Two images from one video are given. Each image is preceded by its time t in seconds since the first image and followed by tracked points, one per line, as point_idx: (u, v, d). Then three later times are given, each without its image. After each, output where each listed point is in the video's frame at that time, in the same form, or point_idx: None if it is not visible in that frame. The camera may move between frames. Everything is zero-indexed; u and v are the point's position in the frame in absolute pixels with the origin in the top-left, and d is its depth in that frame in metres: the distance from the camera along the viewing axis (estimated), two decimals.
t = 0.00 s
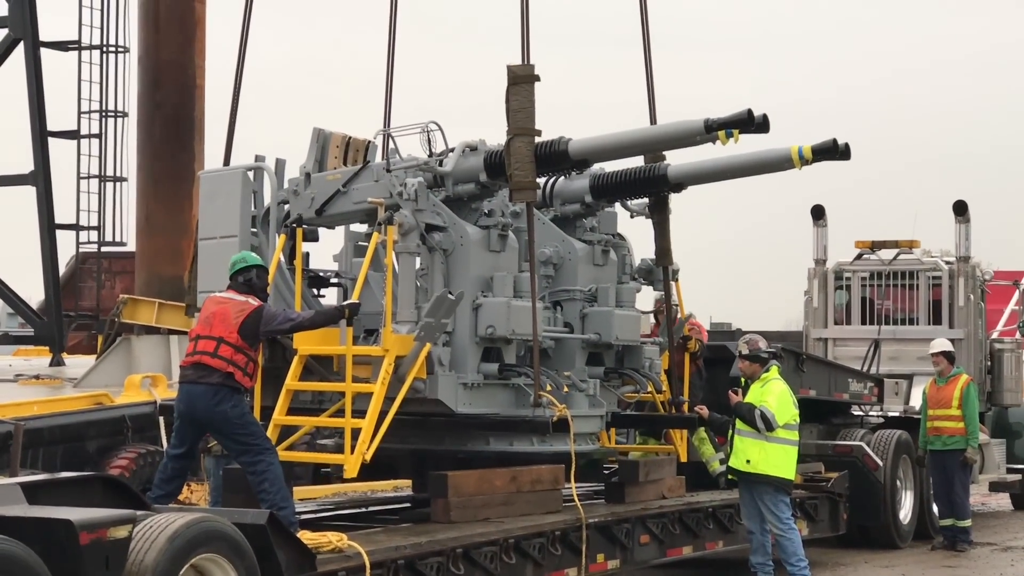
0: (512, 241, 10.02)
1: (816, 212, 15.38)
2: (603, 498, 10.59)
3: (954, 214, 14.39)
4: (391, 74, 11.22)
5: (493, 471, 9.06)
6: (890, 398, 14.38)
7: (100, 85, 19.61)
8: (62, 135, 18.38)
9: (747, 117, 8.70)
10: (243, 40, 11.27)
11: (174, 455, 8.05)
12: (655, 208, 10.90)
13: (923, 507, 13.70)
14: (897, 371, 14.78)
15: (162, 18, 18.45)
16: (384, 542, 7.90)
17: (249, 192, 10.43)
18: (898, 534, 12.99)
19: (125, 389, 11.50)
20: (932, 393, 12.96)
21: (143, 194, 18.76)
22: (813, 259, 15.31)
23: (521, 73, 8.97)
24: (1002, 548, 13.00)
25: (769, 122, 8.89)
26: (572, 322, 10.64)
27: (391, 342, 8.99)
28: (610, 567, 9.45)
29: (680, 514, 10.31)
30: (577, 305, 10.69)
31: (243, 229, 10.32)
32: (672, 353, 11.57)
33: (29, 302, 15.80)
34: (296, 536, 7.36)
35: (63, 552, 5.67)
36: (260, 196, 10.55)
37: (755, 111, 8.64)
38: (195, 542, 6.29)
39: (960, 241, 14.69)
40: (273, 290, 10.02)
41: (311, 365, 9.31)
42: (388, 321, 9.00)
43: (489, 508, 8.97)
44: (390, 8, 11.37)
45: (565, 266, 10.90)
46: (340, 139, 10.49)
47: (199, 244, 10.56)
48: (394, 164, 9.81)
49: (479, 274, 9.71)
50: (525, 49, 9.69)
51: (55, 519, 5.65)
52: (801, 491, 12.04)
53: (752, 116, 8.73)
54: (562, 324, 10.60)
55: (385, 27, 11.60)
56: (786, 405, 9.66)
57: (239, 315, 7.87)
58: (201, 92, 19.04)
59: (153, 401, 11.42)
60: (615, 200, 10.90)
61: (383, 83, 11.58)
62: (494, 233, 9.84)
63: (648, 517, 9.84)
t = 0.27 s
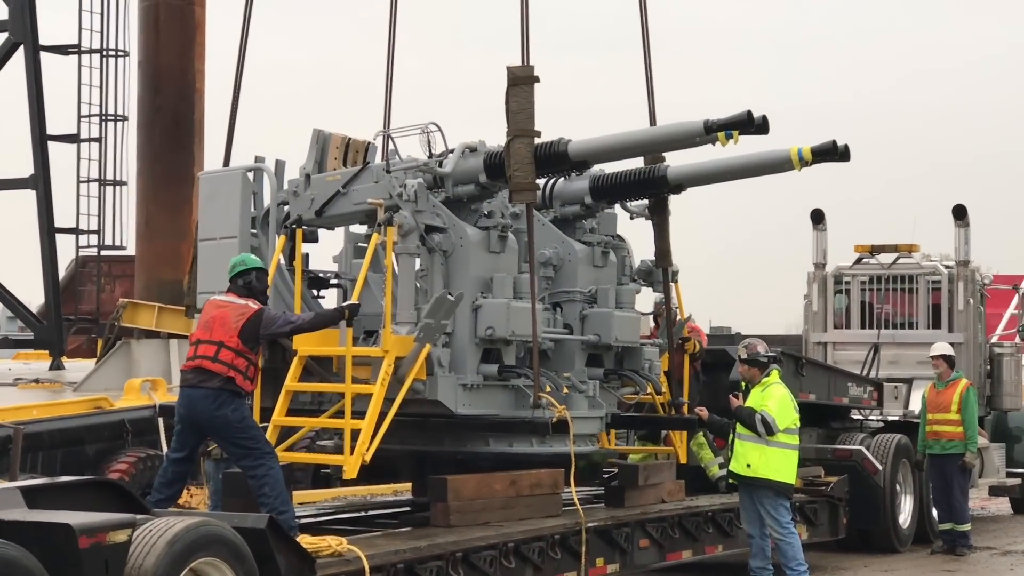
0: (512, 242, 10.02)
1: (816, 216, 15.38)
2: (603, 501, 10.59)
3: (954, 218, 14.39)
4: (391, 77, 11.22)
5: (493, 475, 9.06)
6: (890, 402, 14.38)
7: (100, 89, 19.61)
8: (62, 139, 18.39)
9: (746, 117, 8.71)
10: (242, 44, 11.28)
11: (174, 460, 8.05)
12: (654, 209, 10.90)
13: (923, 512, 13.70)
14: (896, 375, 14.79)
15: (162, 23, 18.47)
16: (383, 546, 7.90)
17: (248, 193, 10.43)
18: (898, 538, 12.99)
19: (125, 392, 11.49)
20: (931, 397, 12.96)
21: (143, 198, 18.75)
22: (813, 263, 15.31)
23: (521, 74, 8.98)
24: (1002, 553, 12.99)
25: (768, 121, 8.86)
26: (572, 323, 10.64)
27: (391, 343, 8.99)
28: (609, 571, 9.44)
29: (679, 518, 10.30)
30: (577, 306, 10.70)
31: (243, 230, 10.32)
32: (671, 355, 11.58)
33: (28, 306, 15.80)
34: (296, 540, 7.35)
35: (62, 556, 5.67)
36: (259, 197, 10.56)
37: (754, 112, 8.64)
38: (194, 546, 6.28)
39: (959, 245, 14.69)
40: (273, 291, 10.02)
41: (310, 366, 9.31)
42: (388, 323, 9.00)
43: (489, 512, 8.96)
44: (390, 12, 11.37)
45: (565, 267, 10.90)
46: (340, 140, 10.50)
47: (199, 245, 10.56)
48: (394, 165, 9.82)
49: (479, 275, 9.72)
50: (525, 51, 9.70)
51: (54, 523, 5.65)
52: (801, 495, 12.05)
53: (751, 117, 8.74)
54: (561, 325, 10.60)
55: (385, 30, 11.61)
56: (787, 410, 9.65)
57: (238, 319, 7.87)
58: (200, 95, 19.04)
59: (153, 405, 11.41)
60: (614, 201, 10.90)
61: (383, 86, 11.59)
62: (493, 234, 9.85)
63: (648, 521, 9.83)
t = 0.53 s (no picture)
0: (511, 242, 10.02)
1: (815, 220, 15.38)
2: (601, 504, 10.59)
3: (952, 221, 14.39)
4: (390, 79, 11.23)
5: (491, 478, 9.05)
6: (888, 404, 14.44)
7: (99, 91, 19.61)
8: (61, 141, 18.39)
9: (745, 118, 8.72)
10: (241, 46, 11.28)
11: (173, 461, 8.05)
12: (653, 210, 10.90)
13: (921, 515, 13.71)
14: (895, 378, 14.80)
15: (161, 26, 18.49)
16: (382, 549, 7.89)
17: (247, 193, 10.44)
18: (896, 541, 12.99)
19: (123, 395, 11.48)
20: (928, 401, 12.99)
21: (141, 201, 18.75)
22: (811, 266, 15.32)
23: (520, 73, 8.99)
24: (1000, 556, 12.99)
25: (768, 121, 8.94)
26: (570, 323, 10.65)
27: (390, 343, 8.97)
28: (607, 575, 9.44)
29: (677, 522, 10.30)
30: (576, 305, 10.70)
31: (241, 230, 10.34)
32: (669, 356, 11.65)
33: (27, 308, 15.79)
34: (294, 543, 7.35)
35: (60, 559, 5.66)
36: (258, 196, 10.56)
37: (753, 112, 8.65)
38: (193, 548, 6.28)
39: (958, 249, 14.69)
40: (270, 291, 10.04)
41: (309, 366, 9.31)
42: (387, 322, 8.99)
43: (487, 515, 8.96)
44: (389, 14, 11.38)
45: (563, 267, 10.91)
46: (339, 139, 10.50)
47: (197, 244, 10.59)
48: (393, 165, 9.82)
49: (477, 275, 9.72)
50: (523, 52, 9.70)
51: (52, 525, 5.65)
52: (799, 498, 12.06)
53: (750, 117, 8.75)
54: (560, 325, 10.60)
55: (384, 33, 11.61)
56: (787, 414, 9.65)
57: (236, 321, 7.86)
58: (199, 97, 19.03)
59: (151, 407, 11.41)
60: (613, 201, 10.91)
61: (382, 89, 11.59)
62: (492, 234, 9.86)
63: (645, 524, 9.83)
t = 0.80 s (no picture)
0: (510, 241, 10.02)
1: (813, 223, 15.39)
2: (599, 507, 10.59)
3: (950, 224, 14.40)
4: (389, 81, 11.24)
5: (489, 480, 9.05)
6: (885, 408, 14.23)
7: (98, 92, 19.60)
8: (60, 143, 18.39)
9: (744, 116, 8.72)
10: (241, 47, 11.28)
11: (172, 463, 8.04)
12: (652, 209, 10.91)
13: (919, 518, 13.71)
14: (893, 381, 14.81)
15: (159, 28, 18.50)
16: (380, 551, 7.89)
17: (246, 193, 10.47)
18: (894, 544, 12.99)
19: (122, 397, 11.48)
20: (927, 404, 12.99)
21: (139, 203, 18.75)
22: (809, 269, 15.32)
23: (520, 73, 8.98)
24: (998, 559, 12.99)
25: (767, 122, 9.00)
26: (569, 322, 10.65)
27: (388, 341, 8.97)
28: None
29: (675, 524, 10.30)
30: (574, 305, 10.71)
31: (240, 229, 10.38)
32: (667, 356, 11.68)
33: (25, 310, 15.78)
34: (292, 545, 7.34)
35: (59, 561, 5.66)
36: (257, 195, 10.55)
37: (752, 111, 8.66)
38: (190, 550, 6.27)
39: (956, 252, 14.70)
40: (269, 291, 10.08)
41: (308, 365, 9.32)
42: (386, 321, 8.98)
43: (485, 517, 8.95)
44: (388, 17, 11.38)
45: (562, 267, 10.91)
46: (337, 139, 10.51)
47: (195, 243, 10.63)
48: (391, 164, 9.81)
49: (476, 274, 9.72)
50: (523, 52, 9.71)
51: (50, 527, 5.65)
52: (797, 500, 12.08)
53: (749, 116, 8.75)
54: (558, 325, 10.60)
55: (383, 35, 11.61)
56: (784, 414, 9.63)
57: (236, 323, 7.85)
58: (198, 99, 19.03)
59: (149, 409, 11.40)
60: (612, 201, 10.91)
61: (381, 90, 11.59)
62: (491, 233, 9.86)
63: (643, 526, 9.83)
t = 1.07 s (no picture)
0: (508, 240, 10.03)
1: (811, 225, 15.39)
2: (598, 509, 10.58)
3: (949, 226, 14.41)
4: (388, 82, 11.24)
5: (487, 482, 9.05)
6: (883, 409, 14.33)
7: (96, 94, 19.59)
8: (58, 144, 18.37)
9: (743, 115, 8.72)
10: (239, 48, 11.28)
11: (171, 465, 8.04)
12: (650, 208, 10.90)
13: (918, 521, 13.70)
14: (891, 383, 14.81)
15: (158, 30, 18.51)
16: (378, 553, 7.88)
17: (245, 191, 10.44)
18: (892, 546, 12.98)
19: (120, 398, 11.46)
20: (925, 406, 12.98)
21: (138, 204, 18.74)
22: (808, 271, 15.32)
23: (519, 72, 8.95)
24: (996, 561, 12.99)
25: (767, 120, 9.02)
26: (568, 321, 10.66)
27: (387, 341, 8.95)
28: None
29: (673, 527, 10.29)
30: (573, 305, 10.70)
31: (239, 228, 10.38)
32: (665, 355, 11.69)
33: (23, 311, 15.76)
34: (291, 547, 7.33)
35: (56, 562, 5.65)
36: (256, 194, 10.53)
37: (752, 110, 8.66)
38: (188, 552, 6.27)
39: (954, 254, 14.70)
40: (269, 290, 10.09)
41: (308, 363, 9.30)
42: (385, 320, 8.97)
43: (483, 519, 8.95)
44: (387, 17, 11.38)
45: (561, 266, 10.92)
46: (336, 138, 10.48)
47: (195, 242, 10.64)
48: (390, 162, 9.82)
49: (475, 272, 9.73)
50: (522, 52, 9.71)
51: (48, 529, 5.64)
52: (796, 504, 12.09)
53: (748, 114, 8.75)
54: (557, 324, 10.60)
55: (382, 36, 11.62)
56: (786, 415, 9.66)
57: (234, 324, 7.84)
58: (197, 100, 19.02)
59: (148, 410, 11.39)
60: (612, 199, 10.92)
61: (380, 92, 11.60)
62: (490, 232, 9.86)
63: (641, 528, 9.82)
